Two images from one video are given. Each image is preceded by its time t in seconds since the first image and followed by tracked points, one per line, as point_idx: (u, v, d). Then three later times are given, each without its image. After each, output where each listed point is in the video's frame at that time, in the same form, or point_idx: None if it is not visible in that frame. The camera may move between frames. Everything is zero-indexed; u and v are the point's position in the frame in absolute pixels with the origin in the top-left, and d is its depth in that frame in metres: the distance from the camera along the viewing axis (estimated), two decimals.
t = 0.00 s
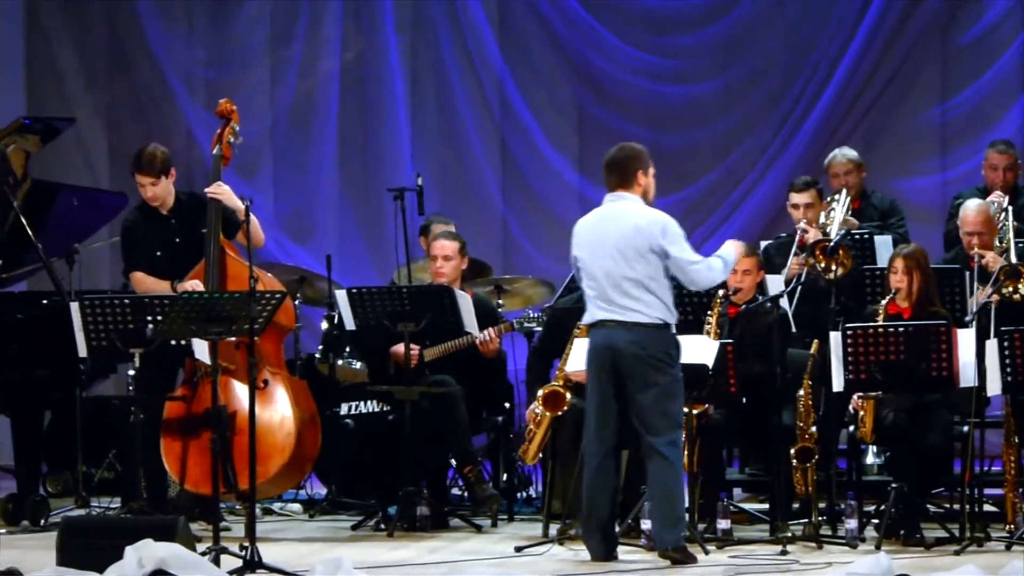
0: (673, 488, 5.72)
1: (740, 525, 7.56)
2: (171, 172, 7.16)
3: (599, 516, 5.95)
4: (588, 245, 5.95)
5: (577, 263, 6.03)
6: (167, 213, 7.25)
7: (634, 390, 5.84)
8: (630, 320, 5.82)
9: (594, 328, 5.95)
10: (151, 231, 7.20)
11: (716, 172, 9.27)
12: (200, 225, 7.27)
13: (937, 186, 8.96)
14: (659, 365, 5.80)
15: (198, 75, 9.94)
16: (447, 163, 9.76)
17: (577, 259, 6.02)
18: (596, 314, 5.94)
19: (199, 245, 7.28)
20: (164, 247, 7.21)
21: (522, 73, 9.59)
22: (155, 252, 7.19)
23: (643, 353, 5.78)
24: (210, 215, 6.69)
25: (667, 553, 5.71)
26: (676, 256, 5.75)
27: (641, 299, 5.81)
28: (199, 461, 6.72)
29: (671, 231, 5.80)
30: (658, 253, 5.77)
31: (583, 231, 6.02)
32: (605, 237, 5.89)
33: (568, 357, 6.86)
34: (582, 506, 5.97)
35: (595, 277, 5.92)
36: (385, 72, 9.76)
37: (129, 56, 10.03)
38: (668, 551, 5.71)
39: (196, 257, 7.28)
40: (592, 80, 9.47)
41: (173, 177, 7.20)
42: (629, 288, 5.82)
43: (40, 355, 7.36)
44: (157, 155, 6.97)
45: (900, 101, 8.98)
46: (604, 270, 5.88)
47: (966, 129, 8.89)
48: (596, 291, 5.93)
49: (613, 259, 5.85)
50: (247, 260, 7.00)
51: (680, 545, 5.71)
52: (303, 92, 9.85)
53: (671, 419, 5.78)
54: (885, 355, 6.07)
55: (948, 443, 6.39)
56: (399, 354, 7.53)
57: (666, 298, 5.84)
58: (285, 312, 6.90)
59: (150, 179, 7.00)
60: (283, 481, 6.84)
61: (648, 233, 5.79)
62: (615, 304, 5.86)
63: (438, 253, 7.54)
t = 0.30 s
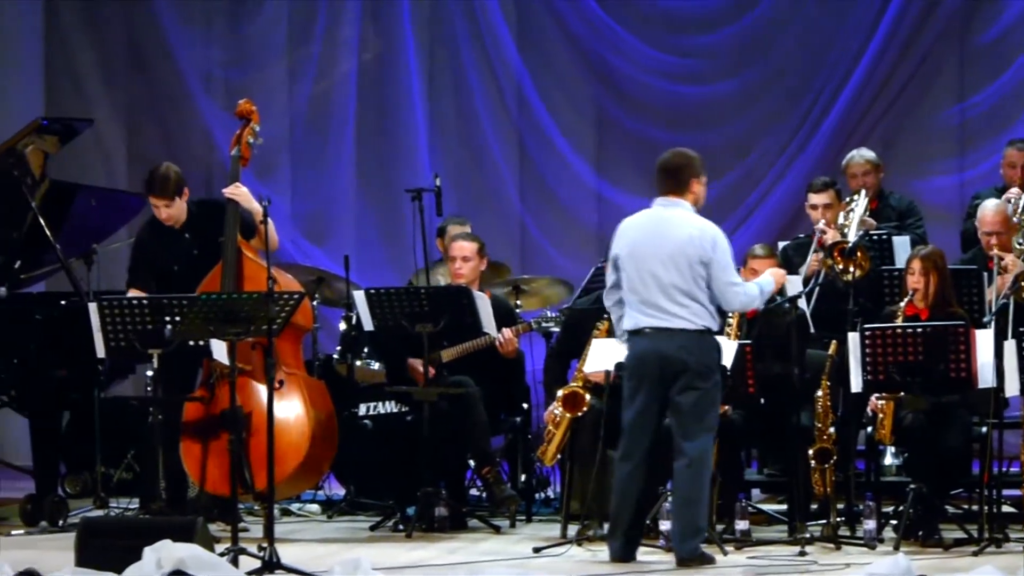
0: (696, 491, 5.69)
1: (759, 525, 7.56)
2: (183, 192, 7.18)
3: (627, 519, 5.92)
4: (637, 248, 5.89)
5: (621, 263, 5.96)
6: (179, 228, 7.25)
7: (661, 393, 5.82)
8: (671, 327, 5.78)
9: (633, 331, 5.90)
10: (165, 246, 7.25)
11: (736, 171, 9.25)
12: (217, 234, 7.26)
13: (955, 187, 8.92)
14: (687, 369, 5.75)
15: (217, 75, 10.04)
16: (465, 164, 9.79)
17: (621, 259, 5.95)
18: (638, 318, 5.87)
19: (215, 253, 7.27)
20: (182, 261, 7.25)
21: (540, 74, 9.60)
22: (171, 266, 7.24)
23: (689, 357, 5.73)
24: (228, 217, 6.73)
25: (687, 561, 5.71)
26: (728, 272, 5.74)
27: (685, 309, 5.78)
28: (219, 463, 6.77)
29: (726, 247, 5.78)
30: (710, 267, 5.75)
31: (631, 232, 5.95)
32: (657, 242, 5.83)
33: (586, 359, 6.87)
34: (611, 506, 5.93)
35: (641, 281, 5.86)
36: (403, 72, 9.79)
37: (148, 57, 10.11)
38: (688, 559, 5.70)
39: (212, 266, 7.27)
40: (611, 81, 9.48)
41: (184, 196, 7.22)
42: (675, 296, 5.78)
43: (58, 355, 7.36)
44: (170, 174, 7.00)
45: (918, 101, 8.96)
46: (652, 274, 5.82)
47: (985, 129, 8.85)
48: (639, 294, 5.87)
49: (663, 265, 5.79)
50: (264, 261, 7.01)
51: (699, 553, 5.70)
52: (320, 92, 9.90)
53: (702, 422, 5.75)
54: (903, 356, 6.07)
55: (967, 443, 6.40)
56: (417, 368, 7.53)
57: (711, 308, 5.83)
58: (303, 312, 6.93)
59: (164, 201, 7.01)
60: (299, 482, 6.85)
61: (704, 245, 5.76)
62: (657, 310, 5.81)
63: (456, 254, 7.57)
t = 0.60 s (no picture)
0: (723, 492, 5.71)
1: (782, 525, 7.57)
2: (205, 198, 7.22)
3: (657, 517, 5.91)
4: (682, 240, 5.88)
5: (662, 254, 5.93)
6: (200, 231, 7.31)
7: (683, 393, 5.82)
8: (709, 321, 5.76)
9: (666, 324, 5.87)
10: (183, 249, 7.29)
11: (759, 171, 9.25)
12: (238, 232, 7.35)
13: (978, 186, 8.88)
14: (710, 368, 5.76)
15: (240, 74, 10.14)
16: (490, 165, 9.82)
17: (663, 250, 5.93)
18: (674, 311, 5.84)
19: (237, 253, 7.31)
20: (201, 263, 7.27)
21: (565, 73, 9.62)
22: (190, 269, 7.26)
23: (719, 353, 5.73)
24: (251, 217, 6.76)
25: (712, 561, 5.73)
26: (771, 273, 5.76)
27: (724, 305, 5.78)
28: (243, 462, 6.82)
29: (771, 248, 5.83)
30: (756, 265, 5.78)
31: (675, 224, 5.94)
32: (705, 235, 5.84)
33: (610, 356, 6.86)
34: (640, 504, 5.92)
35: (683, 273, 5.85)
36: (427, 73, 9.85)
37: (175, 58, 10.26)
38: (713, 560, 5.73)
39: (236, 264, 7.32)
40: (635, 80, 9.48)
41: (206, 201, 7.25)
42: (717, 291, 5.77)
43: (82, 355, 7.40)
44: (193, 182, 7.05)
45: (942, 100, 8.90)
46: (696, 267, 5.82)
47: (1009, 129, 8.78)
48: (679, 286, 5.85)
49: (709, 258, 5.80)
50: (287, 260, 7.07)
51: (725, 555, 5.72)
52: (345, 91, 10.00)
53: (729, 421, 5.76)
54: (927, 355, 6.05)
55: (990, 443, 6.39)
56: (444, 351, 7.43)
57: (746, 306, 5.84)
58: (326, 312, 6.98)
59: (187, 209, 7.06)
60: (324, 480, 6.91)
61: (752, 243, 5.80)
62: (696, 303, 5.80)
63: (480, 253, 7.59)
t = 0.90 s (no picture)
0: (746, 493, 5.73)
1: (806, 525, 7.57)
2: (234, 190, 7.25)
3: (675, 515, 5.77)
4: (708, 240, 5.84)
5: (686, 253, 5.87)
6: (228, 226, 7.35)
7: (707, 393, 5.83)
8: (740, 323, 5.77)
9: (692, 325, 5.83)
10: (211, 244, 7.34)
11: (783, 171, 9.25)
12: (263, 231, 7.36)
13: (1003, 186, 8.88)
14: (733, 368, 5.78)
15: (265, 74, 10.18)
16: (515, 165, 9.84)
17: (687, 249, 5.87)
18: (701, 311, 5.81)
19: (263, 252, 7.35)
20: (230, 259, 7.34)
21: (590, 74, 9.64)
22: (220, 266, 7.32)
23: (741, 353, 5.75)
24: (277, 216, 6.80)
25: (736, 563, 5.75)
26: (799, 274, 5.84)
27: (753, 306, 5.80)
28: (266, 462, 6.84)
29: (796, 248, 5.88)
30: (784, 266, 5.81)
31: (699, 223, 5.89)
32: (733, 236, 5.81)
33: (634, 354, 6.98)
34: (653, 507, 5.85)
35: (710, 273, 5.81)
36: (451, 73, 9.87)
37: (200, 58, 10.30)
38: (738, 561, 5.74)
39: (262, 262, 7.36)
40: (660, 80, 9.50)
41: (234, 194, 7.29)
42: (747, 292, 5.79)
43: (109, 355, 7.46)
44: (223, 173, 7.10)
45: (966, 100, 8.89)
46: (725, 267, 5.79)
47: None
48: (706, 286, 5.81)
49: (739, 259, 5.78)
50: (313, 260, 7.10)
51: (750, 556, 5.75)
52: (370, 92, 10.04)
53: (752, 422, 5.77)
54: (951, 355, 6.04)
55: (1015, 443, 6.38)
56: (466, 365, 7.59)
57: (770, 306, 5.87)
58: (351, 312, 7.04)
59: (217, 200, 7.10)
60: (349, 480, 6.95)
61: (780, 245, 5.82)
62: (725, 305, 5.79)
63: (505, 253, 7.63)
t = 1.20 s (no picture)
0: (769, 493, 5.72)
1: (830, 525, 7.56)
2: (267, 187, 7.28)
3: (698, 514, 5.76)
4: (716, 243, 5.83)
5: (694, 258, 5.85)
6: (256, 223, 7.38)
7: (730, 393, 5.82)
8: (755, 324, 5.76)
9: (706, 328, 5.81)
10: (239, 238, 7.37)
11: (807, 171, 9.23)
12: (291, 229, 7.41)
13: None
14: (757, 368, 5.77)
15: (289, 74, 10.21)
16: (538, 165, 9.84)
17: (696, 254, 5.85)
18: (715, 314, 5.78)
19: (289, 250, 7.40)
20: (255, 256, 7.35)
21: (613, 74, 9.64)
22: (245, 260, 7.34)
23: (763, 353, 5.75)
24: (302, 215, 6.83)
25: (760, 563, 5.74)
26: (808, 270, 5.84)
27: (766, 306, 5.79)
28: (290, 462, 6.88)
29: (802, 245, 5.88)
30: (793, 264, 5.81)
31: (705, 227, 5.87)
32: (741, 237, 5.81)
33: (657, 354, 6.92)
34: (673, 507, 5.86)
35: (721, 276, 5.79)
36: (476, 73, 9.90)
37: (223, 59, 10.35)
38: (761, 561, 5.74)
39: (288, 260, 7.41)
40: (683, 80, 9.49)
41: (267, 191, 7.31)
42: (760, 293, 5.78)
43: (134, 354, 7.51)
44: (254, 169, 7.15)
45: (992, 99, 8.86)
46: (735, 269, 5.78)
47: None
48: (718, 289, 5.79)
49: (749, 260, 5.77)
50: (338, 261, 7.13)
51: (775, 556, 5.74)
52: (393, 92, 10.06)
53: (774, 421, 5.77)
54: (976, 355, 6.01)
55: None
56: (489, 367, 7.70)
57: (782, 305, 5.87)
58: (376, 313, 7.06)
59: (249, 195, 7.12)
60: (373, 480, 6.97)
61: (787, 243, 5.82)
62: (738, 306, 5.76)
63: (529, 253, 7.64)
